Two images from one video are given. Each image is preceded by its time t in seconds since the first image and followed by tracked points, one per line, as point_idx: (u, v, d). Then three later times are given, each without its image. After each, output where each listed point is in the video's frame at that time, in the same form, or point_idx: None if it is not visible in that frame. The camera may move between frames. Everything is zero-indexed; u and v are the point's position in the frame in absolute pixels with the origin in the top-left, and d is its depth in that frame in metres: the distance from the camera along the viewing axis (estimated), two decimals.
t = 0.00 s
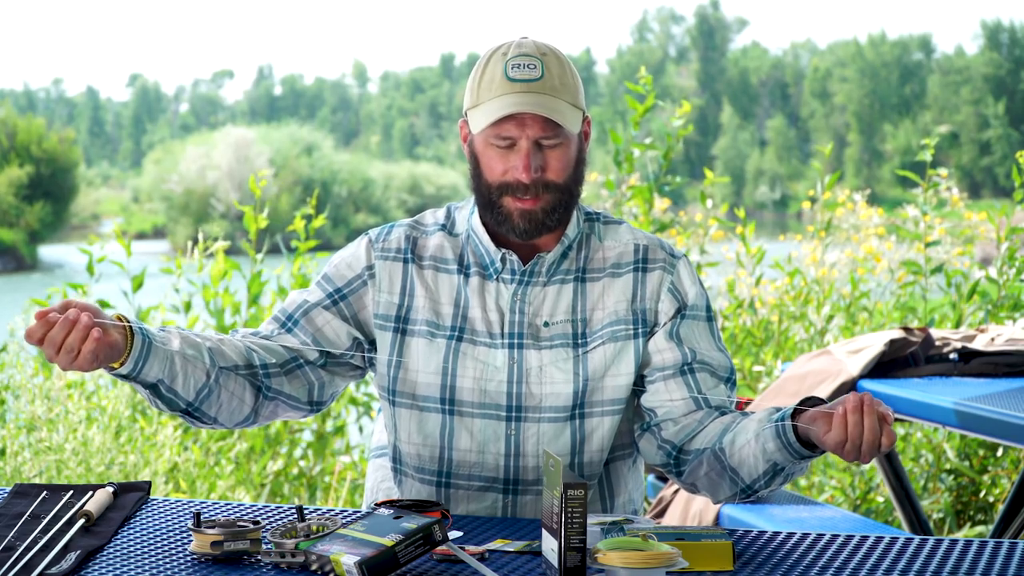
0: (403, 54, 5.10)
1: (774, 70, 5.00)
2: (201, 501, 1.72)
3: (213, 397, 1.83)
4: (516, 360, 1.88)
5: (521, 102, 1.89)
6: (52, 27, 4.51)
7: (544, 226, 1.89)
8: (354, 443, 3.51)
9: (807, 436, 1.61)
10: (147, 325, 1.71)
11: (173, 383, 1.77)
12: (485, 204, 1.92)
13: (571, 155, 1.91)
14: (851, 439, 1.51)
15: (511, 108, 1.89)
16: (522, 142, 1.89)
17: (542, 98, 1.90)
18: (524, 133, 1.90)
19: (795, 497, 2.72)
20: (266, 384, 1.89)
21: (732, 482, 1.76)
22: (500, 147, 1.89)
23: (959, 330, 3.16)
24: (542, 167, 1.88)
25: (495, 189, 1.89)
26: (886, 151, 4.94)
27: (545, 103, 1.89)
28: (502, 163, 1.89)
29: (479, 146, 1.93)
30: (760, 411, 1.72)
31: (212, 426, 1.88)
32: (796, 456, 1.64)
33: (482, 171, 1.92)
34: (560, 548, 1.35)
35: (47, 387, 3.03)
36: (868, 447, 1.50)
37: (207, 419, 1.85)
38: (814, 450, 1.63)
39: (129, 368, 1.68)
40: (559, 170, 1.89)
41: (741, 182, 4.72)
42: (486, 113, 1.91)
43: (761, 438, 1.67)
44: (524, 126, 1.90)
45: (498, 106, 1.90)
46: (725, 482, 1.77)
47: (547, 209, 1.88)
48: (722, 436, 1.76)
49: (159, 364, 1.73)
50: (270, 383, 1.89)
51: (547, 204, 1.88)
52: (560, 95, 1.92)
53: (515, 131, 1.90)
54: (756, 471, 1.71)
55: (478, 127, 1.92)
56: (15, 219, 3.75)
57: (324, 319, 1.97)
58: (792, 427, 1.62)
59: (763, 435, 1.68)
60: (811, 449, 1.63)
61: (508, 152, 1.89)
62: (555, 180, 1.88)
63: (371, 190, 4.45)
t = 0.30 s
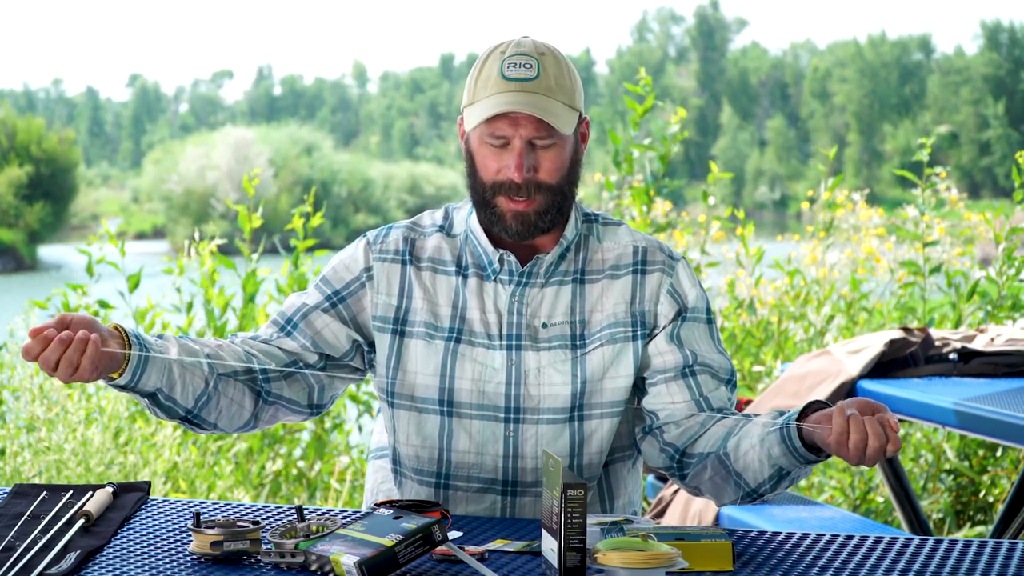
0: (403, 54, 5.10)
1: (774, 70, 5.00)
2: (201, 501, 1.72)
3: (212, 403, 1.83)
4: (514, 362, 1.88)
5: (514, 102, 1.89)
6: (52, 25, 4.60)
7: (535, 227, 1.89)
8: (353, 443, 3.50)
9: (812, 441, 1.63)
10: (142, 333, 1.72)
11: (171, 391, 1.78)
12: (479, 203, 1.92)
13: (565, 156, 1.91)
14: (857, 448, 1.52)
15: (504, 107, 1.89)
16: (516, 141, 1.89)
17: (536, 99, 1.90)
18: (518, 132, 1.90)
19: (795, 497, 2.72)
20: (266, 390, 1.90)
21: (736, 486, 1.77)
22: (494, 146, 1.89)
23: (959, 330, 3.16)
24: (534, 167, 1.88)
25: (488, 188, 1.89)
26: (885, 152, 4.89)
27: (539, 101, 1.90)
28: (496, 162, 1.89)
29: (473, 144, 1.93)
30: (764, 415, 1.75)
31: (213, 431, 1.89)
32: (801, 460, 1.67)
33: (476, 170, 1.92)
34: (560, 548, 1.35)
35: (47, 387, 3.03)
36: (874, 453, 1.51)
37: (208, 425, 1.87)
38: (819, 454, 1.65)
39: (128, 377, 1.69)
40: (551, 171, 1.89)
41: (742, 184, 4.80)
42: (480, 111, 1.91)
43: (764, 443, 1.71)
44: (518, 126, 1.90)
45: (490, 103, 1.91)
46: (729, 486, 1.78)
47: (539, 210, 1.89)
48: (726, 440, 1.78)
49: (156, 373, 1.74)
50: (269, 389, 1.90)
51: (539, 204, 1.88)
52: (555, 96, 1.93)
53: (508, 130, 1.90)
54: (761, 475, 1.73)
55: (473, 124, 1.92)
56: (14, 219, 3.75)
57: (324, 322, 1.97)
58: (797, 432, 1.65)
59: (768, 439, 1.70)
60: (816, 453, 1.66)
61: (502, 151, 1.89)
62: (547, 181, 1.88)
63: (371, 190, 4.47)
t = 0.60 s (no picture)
0: (403, 55, 5.11)
1: (774, 70, 5.01)
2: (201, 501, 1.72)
3: (208, 400, 1.84)
4: (512, 363, 1.88)
5: (511, 102, 1.90)
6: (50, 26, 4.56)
7: (531, 226, 1.90)
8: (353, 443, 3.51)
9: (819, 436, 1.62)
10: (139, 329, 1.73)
11: (168, 387, 1.79)
12: (475, 202, 1.93)
13: (562, 157, 1.91)
14: (866, 433, 1.52)
15: (500, 108, 1.90)
16: (513, 143, 1.89)
17: (532, 101, 1.91)
18: (513, 131, 1.90)
19: (795, 498, 2.72)
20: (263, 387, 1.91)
21: (748, 484, 1.77)
22: (490, 146, 1.89)
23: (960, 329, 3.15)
24: (530, 168, 1.88)
25: (484, 187, 1.90)
26: (885, 151, 4.91)
27: (535, 100, 1.91)
28: (493, 162, 1.89)
29: (468, 144, 1.93)
30: (767, 411, 1.73)
31: (209, 427, 1.90)
32: (810, 453, 1.66)
33: (472, 169, 1.93)
34: (560, 548, 1.35)
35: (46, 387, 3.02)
36: (883, 435, 1.52)
37: (203, 422, 1.87)
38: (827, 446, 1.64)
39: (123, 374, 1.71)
40: (547, 172, 1.89)
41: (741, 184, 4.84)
42: (476, 112, 1.92)
43: (771, 440, 1.69)
44: (514, 128, 1.90)
45: (485, 107, 1.91)
46: (741, 485, 1.78)
47: (535, 210, 1.89)
48: (733, 440, 1.77)
49: (154, 369, 1.75)
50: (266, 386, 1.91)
51: (535, 204, 1.89)
52: (551, 98, 1.93)
53: (505, 131, 1.90)
54: (771, 472, 1.72)
55: (468, 125, 1.93)
56: (14, 219, 3.75)
57: (323, 321, 1.97)
58: (802, 429, 1.64)
59: (773, 437, 1.69)
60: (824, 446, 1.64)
61: (499, 152, 1.89)
62: (543, 181, 1.89)
63: (371, 190, 4.48)
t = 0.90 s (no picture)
0: (403, 57, 5.11)
1: (773, 71, 5.02)
2: (200, 501, 1.72)
3: (186, 384, 1.83)
4: (511, 364, 1.88)
5: (511, 94, 1.90)
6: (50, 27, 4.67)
7: (534, 219, 1.89)
8: (353, 443, 3.51)
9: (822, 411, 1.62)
10: (128, 308, 1.72)
11: (146, 366, 1.78)
12: (476, 198, 1.92)
13: (560, 147, 1.93)
14: (863, 396, 1.52)
15: (501, 100, 1.90)
16: (512, 132, 1.92)
17: (532, 92, 1.91)
18: (514, 123, 1.92)
19: (795, 498, 2.72)
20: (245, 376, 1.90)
21: (758, 476, 1.76)
22: (491, 138, 1.92)
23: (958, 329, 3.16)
24: (532, 157, 1.90)
25: (486, 181, 1.90)
26: (884, 151, 5.06)
27: (534, 96, 1.91)
28: (493, 155, 1.91)
29: (469, 139, 1.95)
30: (764, 399, 1.74)
31: (184, 410, 1.89)
32: (816, 433, 1.66)
33: (472, 165, 1.94)
34: (559, 549, 1.35)
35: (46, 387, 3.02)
36: (881, 393, 1.51)
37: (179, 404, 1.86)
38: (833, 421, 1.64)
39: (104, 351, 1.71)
40: (549, 160, 1.91)
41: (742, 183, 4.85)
42: (474, 106, 1.93)
43: (774, 427, 1.69)
44: (512, 115, 1.92)
45: (487, 97, 1.91)
46: (750, 477, 1.78)
47: (538, 201, 1.89)
48: (736, 433, 1.77)
49: (134, 347, 1.74)
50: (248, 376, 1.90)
51: (538, 196, 1.89)
52: (549, 88, 1.93)
53: (503, 119, 1.92)
54: (779, 460, 1.72)
55: (468, 119, 1.94)
56: (14, 219, 3.76)
57: (313, 318, 1.97)
58: (803, 409, 1.64)
59: (774, 424, 1.69)
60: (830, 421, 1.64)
61: (499, 143, 1.92)
62: (546, 171, 1.90)
63: (371, 190, 4.48)
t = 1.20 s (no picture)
0: (403, 58, 5.09)
1: (773, 70, 5.13)
2: (200, 501, 1.72)
3: (162, 368, 1.85)
4: (505, 365, 1.87)
5: (506, 102, 1.90)
6: (50, 31, 4.77)
7: (531, 224, 1.89)
8: (352, 444, 3.51)
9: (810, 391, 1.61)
10: (100, 289, 1.75)
11: (119, 348, 1.80)
12: (471, 204, 1.92)
13: (555, 152, 1.92)
14: (850, 368, 1.50)
15: (495, 108, 1.90)
16: (507, 139, 1.91)
17: (526, 98, 1.91)
18: (509, 130, 1.91)
19: (794, 498, 2.72)
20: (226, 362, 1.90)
21: (750, 465, 1.76)
22: (486, 146, 1.92)
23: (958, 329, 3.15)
24: (527, 163, 1.90)
25: (481, 188, 1.90)
26: (884, 152, 5.07)
27: (528, 103, 1.91)
28: (488, 161, 1.91)
29: (463, 147, 1.95)
30: (754, 385, 1.73)
31: (165, 395, 1.91)
32: (805, 416, 1.66)
33: (467, 171, 1.94)
34: (559, 549, 1.35)
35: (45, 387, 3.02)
36: (867, 362, 1.50)
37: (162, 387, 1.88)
38: (821, 402, 1.63)
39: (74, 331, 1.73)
40: (545, 165, 1.91)
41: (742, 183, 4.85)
42: (468, 114, 1.93)
43: (764, 413, 1.68)
44: (507, 122, 1.92)
45: (482, 106, 1.91)
46: (743, 467, 1.77)
47: (533, 206, 1.89)
48: (728, 421, 1.76)
49: (105, 329, 1.77)
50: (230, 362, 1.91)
51: (533, 201, 1.89)
52: (543, 94, 1.93)
53: (498, 126, 1.92)
54: (770, 446, 1.71)
55: (462, 128, 1.94)
56: (14, 217, 3.76)
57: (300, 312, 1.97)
58: (791, 388, 1.64)
59: (765, 408, 1.68)
60: (819, 402, 1.64)
61: (494, 150, 1.92)
62: (541, 176, 1.90)
63: (371, 190, 4.49)
